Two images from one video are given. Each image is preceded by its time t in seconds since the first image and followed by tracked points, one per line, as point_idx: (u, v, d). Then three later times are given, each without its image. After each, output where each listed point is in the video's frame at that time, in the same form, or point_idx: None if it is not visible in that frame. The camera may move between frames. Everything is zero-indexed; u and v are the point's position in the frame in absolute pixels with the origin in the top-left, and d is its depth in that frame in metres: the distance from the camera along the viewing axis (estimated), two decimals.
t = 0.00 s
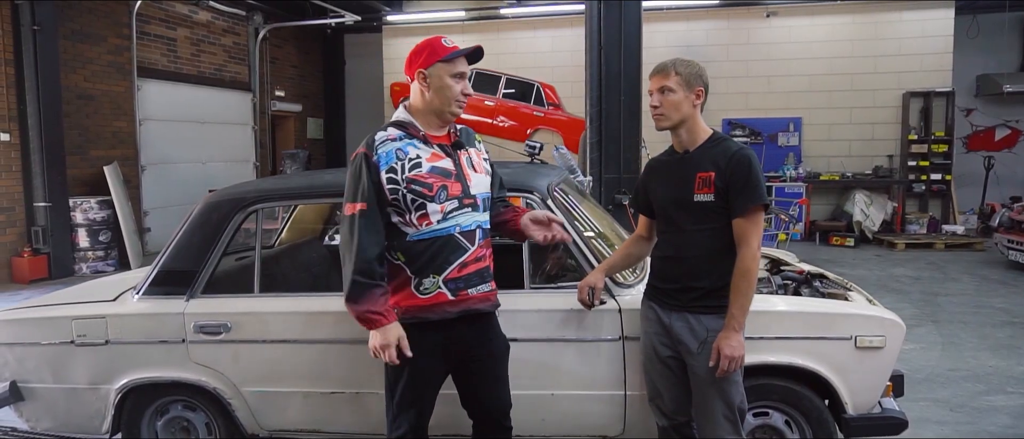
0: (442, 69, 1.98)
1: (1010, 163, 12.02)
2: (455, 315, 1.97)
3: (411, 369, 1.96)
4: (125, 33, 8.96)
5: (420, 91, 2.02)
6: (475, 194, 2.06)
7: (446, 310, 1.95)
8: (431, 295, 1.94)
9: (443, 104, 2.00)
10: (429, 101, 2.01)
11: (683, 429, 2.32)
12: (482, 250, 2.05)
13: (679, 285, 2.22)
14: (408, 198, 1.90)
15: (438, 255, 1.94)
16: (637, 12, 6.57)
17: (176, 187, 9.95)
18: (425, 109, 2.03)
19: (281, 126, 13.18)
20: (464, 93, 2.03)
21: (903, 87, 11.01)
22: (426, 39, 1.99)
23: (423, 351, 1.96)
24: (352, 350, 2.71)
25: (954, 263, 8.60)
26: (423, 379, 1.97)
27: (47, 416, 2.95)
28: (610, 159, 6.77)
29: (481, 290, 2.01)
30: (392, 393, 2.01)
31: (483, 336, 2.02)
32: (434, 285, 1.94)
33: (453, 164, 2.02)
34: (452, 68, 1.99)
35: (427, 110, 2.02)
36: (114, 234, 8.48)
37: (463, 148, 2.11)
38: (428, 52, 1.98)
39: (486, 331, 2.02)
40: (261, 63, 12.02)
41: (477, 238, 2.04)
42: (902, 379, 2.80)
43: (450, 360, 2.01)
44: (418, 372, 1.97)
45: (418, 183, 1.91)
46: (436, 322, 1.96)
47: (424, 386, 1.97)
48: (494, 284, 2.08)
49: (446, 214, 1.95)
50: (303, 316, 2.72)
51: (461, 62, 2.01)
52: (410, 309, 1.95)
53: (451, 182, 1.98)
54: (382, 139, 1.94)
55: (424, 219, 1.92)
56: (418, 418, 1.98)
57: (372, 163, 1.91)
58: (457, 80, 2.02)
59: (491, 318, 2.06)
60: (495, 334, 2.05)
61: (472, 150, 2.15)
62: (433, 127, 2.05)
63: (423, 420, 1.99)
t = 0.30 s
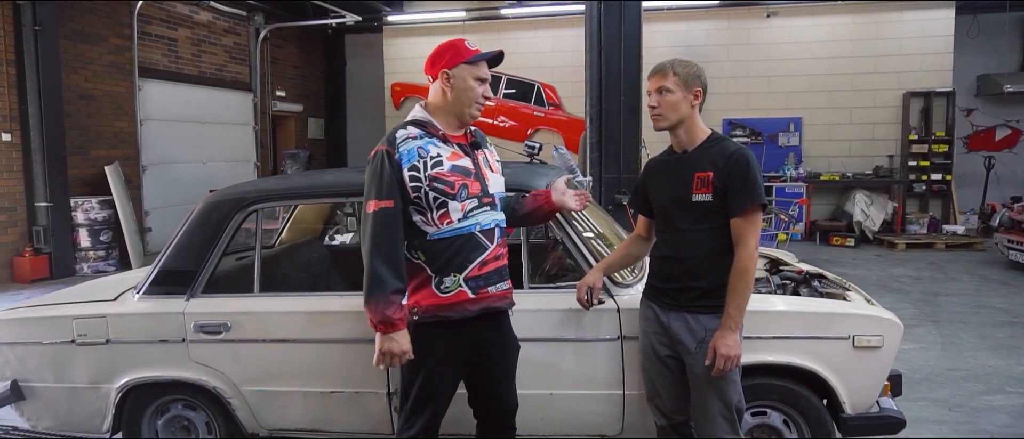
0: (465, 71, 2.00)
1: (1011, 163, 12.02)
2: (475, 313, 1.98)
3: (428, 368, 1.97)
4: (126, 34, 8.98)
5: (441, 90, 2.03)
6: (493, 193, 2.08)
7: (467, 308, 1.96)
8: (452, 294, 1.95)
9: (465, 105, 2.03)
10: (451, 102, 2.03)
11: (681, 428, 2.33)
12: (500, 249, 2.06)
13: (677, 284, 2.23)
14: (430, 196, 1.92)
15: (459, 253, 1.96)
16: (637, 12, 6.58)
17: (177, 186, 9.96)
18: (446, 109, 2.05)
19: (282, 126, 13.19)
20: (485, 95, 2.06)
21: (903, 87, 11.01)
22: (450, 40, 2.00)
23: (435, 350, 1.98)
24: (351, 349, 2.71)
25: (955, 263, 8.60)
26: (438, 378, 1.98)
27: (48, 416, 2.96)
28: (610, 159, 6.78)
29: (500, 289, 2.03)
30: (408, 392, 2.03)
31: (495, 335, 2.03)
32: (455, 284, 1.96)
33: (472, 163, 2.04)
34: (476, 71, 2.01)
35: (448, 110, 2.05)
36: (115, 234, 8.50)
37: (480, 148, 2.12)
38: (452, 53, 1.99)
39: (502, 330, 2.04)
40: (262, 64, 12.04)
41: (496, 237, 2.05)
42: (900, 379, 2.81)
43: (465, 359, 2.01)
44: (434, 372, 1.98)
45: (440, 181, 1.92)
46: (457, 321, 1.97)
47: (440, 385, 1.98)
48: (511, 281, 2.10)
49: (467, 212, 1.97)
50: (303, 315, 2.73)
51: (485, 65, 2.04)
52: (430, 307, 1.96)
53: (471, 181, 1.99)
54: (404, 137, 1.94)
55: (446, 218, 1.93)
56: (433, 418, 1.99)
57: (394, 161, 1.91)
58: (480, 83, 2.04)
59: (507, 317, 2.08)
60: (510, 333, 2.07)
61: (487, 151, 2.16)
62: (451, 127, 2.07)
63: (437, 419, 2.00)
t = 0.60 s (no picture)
0: (488, 69, 2.02)
1: (1011, 164, 12.02)
2: (492, 309, 1.99)
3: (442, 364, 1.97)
4: (128, 34, 8.99)
5: (464, 89, 2.06)
6: (510, 190, 2.10)
7: (484, 304, 1.97)
8: (469, 288, 1.96)
9: (488, 103, 2.05)
10: (473, 100, 2.05)
11: (680, 428, 2.34)
12: (516, 246, 2.08)
13: (675, 284, 2.24)
14: (449, 190, 1.93)
15: (477, 248, 1.97)
16: (637, 13, 6.58)
17: (178, 187, 9.98)
18: (468, 108, 2.07)
19: (282, 126, 13.20)
20: (506, 93, 2.08)
21: (904, 88, 11.01)
22: (472, 40, 2.02)
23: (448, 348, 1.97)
24: (351, 349, 2.73)
25: (955, 264, 8.61)
26: (452, 374, 1.98)
27: (49, 415, 2.97)
28: (610, 160, 6.79)
29: (517, 285, 2.05)
30: (420, 389, 2.03)
31: (505, 332, 2.05)
32: (473, 279, 1.97)
33: (491, 159, 2.06)
34: (498, 70, 2.03)
35: (470, 109, 2.07)
36: (116, 234, 8.51)
37: (500, 146, 2.16)
38: (475, 52, 2.01)
39: (513, 325, 2.08)
40: (263, 64, 12.06)
41: (513, 233, 2.07)
42: (898, 379, 2.82)
43: (477, 356, 2.02)
44: (448, 368, 1.98)
45: (459, 175, 1.94)
46: (473, 316, 1.98)
47: (453, 381, 1.98)
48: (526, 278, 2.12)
49: (486, 208, 1.98)
50: (302, 315, 2.74)
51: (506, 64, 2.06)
52: (448, 302, 1.96)
53: (489, 177, 2.01)
54: (425, 131, 1.97)
55: (464, 212, 1.94)
56: (443, 414, 2.00)
57: (415, 154, 1.93)
58: (502, 81, 2.06)
59: (519, 313, 2.10)
60: (520, 329, 2.10)
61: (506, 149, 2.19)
62: (473, 125, 2.09)
63: (447, 416, 2.01)
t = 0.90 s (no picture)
0: (500, 71, 2.01)
1: (1011, 164, 12.02)
2: (503, 308, 2.00)
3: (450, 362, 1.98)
4: (129, 35, 9.01)
5: (476, 90, 2.06)
6: (523, 191, 2.10)
7: (495, 303, 1.98)
8: (480, 287, 1.97)
9: (500, 104, 2.05)
10: (486, 101, 2.05)
11: (678, 427, 2.34)
12: (529, 246, 2.08)
13: (674, 283, 2.25)
14: (462, 190, 1.95)
15: (489, 247, 1.98)
16: (637, 13, 6.59)
17: (179, 187, 9.98)
18: (481, 109, 2.07)
19: (283, 126, 13.20)
20: (519, 95, 2.07)
21: (903, 88, 11.01)
22: (483, 41, 2.02)
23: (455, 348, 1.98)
24: (351, 348, 2.74)
25: (955, 264, 8.61)
26: (460, 372, 1.99)
27: (50, 415, 2.98)
28: (610, 160, 6.80)
29: (529, 284, 2.06)
30: (428, 387, 2.05)
31: (513, 331, 2.07)
32: (484, 278, 1.98)
33: (504, 160, 2.06)
34: (510, 71, 2.02)
35: (482, 110, 2.07)
36: (117, 234, 8.52)
37: (513, 146, 2.15)
38: (487, 53, 2.00)
39: (522, 324, 2.09)
40: (263, 64, 12.08)
41: (526, 233, 2.07)
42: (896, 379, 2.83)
43: (485, 355, 2.03)
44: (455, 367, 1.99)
45: (471, 176, 1.96)
46: (483, 314, 1.99)
47: (460, 379, 1.99)
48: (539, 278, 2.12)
49: (498, 208, 1.99)
50: (303, 314, 2.76)
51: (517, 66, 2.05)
52: (459, 300, 1.97)
53: (502, 177, 2.02)
54: (438, 132, 2.00)
55: (476, 212, 1.96)
56: (450, 413, 2.02)
57: (429, 155, 1.96)
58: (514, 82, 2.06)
59: (529, 312, 2.11)
60: (529, 329, 2.12)
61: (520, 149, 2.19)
62: (485, 126, 2.09)
63: (452, 413, 2.02)
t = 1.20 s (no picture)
0: (509, 71, 2.01)
1: (1011, 164, 12.02)
2: (503, 307, 2.00)
3: (452, 360, 1.99)
4: (129, 35, 9.02)
5: (486, 91, 2.06)
6: (527, 190, 2.08)
7: (495, 301, 1.98)
8: (481, 286, 1.98)
9: (508, 105, 2.04)
10: (494, 101, 2.05)
11: (677, 425, 2.35)
12: (533, 245, 2.07)
13: (672, 283, 2.26)
14: (462, 190, 1.97)
15: (489, 246, 1.99)
16: (637, 13, 6.59)
17: (180, 186, 9.99)
18: (490, 109, 2.06)
19: (284, 126, 13.20)
20: (528, 95, 2.06)
21: (903, 88, 11.02)
22: (493, 43, 2.02)
23: (458, 346, 1.99)
24: (351, 347, 2.74)
25: (955, 264, 8.61)
26: (461, 371, 2.00)
27: (51, 414, 2.99)
28: (611, 160, 6.81)
29: (530, 284, 2.04)
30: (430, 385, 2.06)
31: (516, 331, 2.06)
32: (485, 276, 1.98)
33: (508, 160, 2.06)
34: (519, 71, 2.02)
35: (491, 109, 2.06)
36: (118, 234, 8.53)
37: (520, 146, 2.13)
38: (496, 54, 2.01)
39: (526, 325, 2.08)
40: (264, 64, 12.09)
41: (528, 233, 2.06)
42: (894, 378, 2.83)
43: (487, 354, 2.03)
44: (456, 365, 2.00)
45: (472, 175, 1.96)
46: (484, 313, 1.99)
47: (462, 377, 2.00)
48: (542, 278, 2.10)
49: (499, 207, 1.99)
50: (303, 314, 2.76)
51: (527, 67, 2.04)
52: (460, 298, 1.99)
53: (504, 177, 2.02)
54: (442, 132, 2.01)
55: (476, 211, 1.97)
56: (451, 411, 2.02)
57: (432, 154, 1.98)
58: (523, 83, 2.05)
59: (535, 313, 2.10)
60: (533, 328, 2.11)
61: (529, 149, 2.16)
62: (492, 126, 2.08)
63: (453, 410, 2.03)
